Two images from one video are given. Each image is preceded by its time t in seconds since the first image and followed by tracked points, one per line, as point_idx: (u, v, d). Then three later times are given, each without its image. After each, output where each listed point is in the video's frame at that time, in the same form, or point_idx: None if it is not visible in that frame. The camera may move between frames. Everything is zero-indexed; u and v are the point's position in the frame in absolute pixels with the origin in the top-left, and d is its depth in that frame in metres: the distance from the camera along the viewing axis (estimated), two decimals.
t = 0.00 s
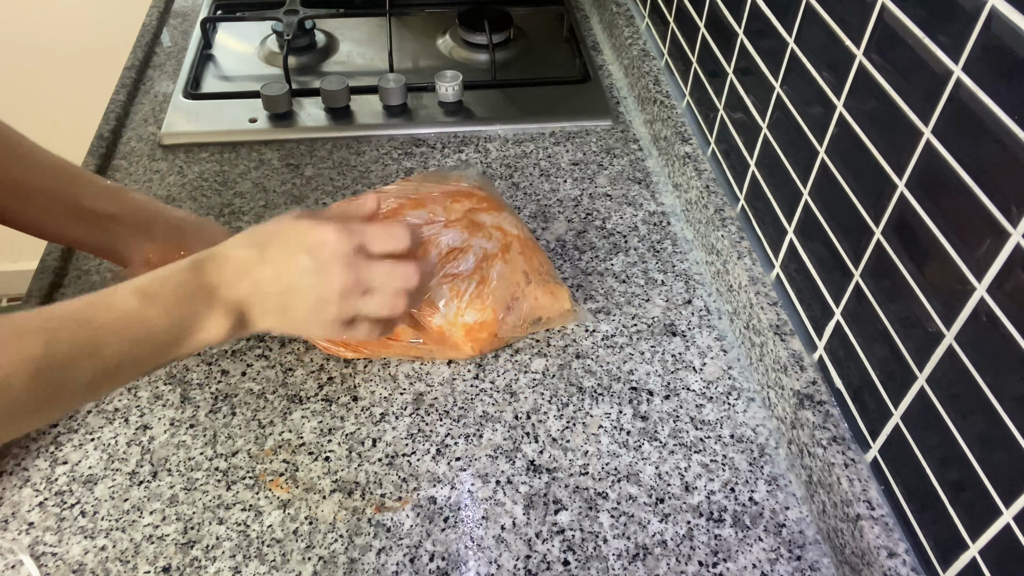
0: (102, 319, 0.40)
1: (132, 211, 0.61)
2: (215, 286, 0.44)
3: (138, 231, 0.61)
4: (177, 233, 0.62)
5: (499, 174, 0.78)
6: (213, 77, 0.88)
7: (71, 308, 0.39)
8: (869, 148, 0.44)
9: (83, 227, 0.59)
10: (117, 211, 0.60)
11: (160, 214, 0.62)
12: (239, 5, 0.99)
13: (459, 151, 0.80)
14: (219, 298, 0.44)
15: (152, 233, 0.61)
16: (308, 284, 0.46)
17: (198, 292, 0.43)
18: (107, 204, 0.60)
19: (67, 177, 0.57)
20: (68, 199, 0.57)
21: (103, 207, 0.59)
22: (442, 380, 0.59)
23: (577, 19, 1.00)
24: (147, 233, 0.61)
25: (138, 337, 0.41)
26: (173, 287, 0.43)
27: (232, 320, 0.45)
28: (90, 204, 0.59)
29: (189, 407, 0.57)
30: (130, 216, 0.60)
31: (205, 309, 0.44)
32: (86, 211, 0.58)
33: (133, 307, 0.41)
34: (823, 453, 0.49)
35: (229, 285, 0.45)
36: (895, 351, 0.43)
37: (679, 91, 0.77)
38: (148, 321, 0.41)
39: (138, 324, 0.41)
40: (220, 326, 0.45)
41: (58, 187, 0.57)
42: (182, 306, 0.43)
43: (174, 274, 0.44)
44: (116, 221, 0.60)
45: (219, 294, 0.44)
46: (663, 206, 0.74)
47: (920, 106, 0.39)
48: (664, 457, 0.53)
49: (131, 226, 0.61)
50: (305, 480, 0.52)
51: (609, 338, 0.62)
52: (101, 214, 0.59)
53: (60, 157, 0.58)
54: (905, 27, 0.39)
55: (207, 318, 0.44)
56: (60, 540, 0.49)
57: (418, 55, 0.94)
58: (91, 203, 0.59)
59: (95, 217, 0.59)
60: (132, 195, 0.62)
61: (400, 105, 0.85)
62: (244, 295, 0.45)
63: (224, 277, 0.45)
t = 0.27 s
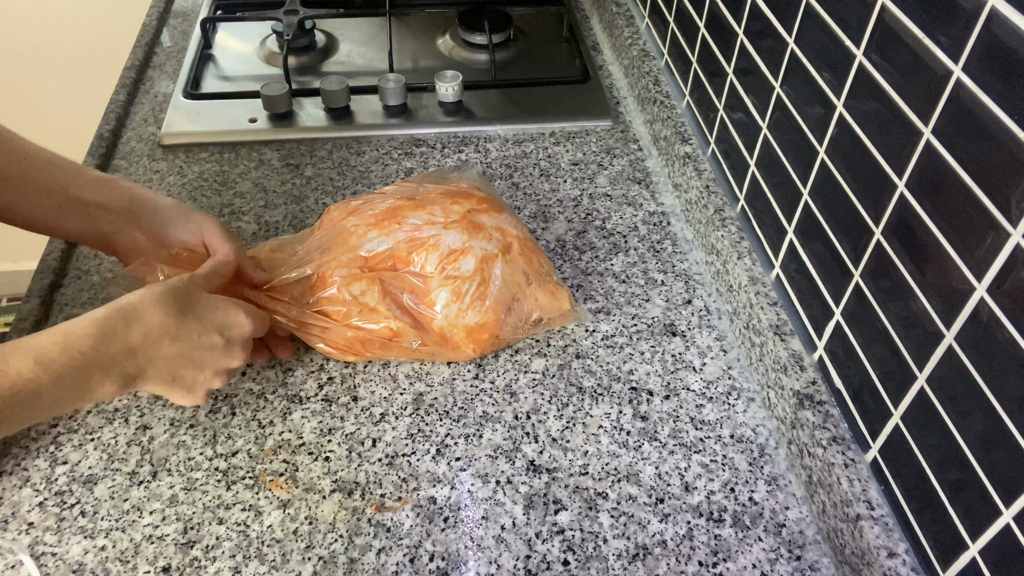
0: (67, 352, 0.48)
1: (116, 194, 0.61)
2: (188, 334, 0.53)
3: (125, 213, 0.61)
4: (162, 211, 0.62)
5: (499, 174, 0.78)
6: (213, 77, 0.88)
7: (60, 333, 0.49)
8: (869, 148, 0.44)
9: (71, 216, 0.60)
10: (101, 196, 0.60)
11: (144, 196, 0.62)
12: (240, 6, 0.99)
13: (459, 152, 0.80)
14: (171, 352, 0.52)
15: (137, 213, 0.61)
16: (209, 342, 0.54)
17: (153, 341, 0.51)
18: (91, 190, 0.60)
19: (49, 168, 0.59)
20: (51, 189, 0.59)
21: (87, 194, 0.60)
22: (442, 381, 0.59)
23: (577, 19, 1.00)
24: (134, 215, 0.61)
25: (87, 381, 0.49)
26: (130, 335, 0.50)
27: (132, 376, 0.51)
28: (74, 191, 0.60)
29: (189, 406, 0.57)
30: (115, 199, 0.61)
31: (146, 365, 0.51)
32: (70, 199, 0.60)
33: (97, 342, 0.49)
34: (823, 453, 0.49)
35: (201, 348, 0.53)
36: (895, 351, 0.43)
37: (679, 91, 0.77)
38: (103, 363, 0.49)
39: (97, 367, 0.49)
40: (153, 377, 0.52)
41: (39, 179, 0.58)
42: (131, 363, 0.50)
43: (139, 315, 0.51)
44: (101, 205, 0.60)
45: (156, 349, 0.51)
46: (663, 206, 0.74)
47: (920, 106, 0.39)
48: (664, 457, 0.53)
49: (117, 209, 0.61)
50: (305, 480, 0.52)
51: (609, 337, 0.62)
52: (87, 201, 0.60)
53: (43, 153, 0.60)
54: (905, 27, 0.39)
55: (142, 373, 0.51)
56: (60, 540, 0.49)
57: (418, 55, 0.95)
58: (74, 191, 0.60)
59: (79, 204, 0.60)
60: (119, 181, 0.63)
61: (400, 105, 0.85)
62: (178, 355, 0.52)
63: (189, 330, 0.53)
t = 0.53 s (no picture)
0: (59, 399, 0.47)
1: (111, 193, 0.62)
2: (182, 384, 0.52)
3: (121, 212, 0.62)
4: (154, 209, 0.62)
5: (500, 174, 0.78)
6: (213, 77, 0.88)
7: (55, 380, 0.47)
8: (869, 148, 0.44)
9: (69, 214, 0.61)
10: (96, 194, 0.61)
11: (138, 192, 0.63)
12: (240, 6, 0.99)
13: (459, 151, 0.80)
14: (161, 411, 0.50)
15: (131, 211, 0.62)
16: (200, 396, 0.52)
17: (146, 396, 0.50)
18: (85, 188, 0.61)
19: (42, 168, 0.60)
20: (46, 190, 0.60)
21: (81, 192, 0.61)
22: (442, 381, 0.59)
23: (577, 19, 1.00)
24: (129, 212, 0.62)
25: (74, 431, 0.47)
26: (123, 389, 0.49)
27: (115, 431, 0.49)
28: (69, 190, 0.61)
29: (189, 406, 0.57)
30: (109, 198, 0.62)
31: (134, 420, 0.50)
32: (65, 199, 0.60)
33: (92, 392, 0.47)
34: (823, 453, 0.49)
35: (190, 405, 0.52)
36: (895, 351, 0.43)
37: (679, 91, 0.77)
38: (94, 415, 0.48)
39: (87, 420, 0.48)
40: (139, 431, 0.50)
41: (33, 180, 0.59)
42: (121, 417, 0.49)
43: (134, 369, 0.50)
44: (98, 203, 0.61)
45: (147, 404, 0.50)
46: (663, 206, 0.74)
47: (919, 106, 0.39)
48: (664, 457, 0.53)
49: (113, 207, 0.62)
50: (305, 480, 0.52)
51: (609, 338, 0.62)
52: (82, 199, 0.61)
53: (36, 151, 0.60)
54: (905, 27, 0.39)
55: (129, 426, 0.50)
56: (60, 540, 0.49)
57: (418, 55, 0.95)
58: (69, 190, 0.61)
59: (75, 204, 0.61)
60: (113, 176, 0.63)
61: (400, 105, 0.85)
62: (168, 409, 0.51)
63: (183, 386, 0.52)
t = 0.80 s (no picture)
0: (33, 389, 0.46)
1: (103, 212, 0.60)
2: (158, 374, 0.52)
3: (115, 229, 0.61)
4: (146, 228, 0.61)
5: (500, 174, 0.78)
6: (213, 77, 0.88)
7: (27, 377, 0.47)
8: (869, 147, 0.44)
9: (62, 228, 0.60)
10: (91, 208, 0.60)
11: (130, 206, 0.62)
12: (240, 6, 0.99)
13: (459, 151, 0.80)
14: (139, 399, 0.50)
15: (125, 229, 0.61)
16: (179, 386, 0.52)
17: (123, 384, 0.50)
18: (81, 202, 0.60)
19: (33, 180, 0.58)
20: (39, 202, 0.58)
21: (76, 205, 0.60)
22: (441, 381, 0.59)
23: (577, 19, 1.00)
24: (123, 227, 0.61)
25: (53, 427, 0.46)
26: (99, 380, 0.49)
27: (97, 429, 0.48)
28: (61, 205, 0.59)
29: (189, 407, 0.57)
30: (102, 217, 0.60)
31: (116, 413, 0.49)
32: (58, 213, 0.59)
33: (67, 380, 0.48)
34: (823, 453, 0.49)
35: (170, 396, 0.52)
36: (895, 351, 0.43)
37: (679, 91, 0.77)
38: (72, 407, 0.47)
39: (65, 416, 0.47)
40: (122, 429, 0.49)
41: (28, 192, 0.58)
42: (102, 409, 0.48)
43: (109, 361, 0.50)
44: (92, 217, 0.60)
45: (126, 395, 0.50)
46: (663, 206, 0.74)
47: (920, 106, 0.39)
48: (664, 457, 0.53)
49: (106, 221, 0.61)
50: (305, 480, 0.52)
51: (609, 338, 0.62)
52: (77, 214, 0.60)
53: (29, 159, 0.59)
54: (905, 27, 0.39)
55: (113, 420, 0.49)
56: (60, 540, 0.49)
57: (418, 55, 0.95)
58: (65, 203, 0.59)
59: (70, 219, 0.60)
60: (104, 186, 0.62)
61: (400, 105, 0.85)
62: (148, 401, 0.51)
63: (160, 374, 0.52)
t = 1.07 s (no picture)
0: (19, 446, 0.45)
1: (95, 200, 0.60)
2: (149, 425, 0.49)
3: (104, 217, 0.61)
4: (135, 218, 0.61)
5: (500, 174, 0.78)
6: (213, 77, 0.88)
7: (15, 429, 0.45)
8: (869, 147, 0.44)
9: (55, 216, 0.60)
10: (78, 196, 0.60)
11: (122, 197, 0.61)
12: (240, 6, 0.99)
13: (459, 151, 0.80)
14: (128, 451, 0.48)
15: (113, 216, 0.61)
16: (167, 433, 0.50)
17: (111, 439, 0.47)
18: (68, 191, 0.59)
19: (20, 168, 0.58)
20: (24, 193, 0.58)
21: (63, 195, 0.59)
22: (441, 381, 0.59)
23: (577, 19, 1.00)
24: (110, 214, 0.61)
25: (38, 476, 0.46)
26: (88, 433, 0.47)
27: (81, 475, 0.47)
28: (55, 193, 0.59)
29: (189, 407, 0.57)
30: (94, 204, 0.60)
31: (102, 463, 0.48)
32: (48, 202, 0.59)
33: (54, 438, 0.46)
34: (823, 453, 0.49)
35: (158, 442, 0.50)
36: (895, 351, 0.43)
37: (679, 91, 0.77)
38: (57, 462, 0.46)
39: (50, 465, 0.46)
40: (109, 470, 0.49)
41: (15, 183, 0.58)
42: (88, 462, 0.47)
43: (99, 412, 0.47)
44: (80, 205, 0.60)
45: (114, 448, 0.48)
46: (663, 206, 0.74)
47: (920, 106, 0.39)
48: (664, 457, 0.53)
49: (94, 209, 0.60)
50: (305, 480, 0.52)
51: (609, 338, 0.62)
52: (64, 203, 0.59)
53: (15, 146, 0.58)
54: (905, 27, 0.39)
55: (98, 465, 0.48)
56: (61, 540, 0.49)
57: (418, 55, 0.95)
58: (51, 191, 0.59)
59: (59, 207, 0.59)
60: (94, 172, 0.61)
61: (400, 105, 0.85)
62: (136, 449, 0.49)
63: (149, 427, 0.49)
